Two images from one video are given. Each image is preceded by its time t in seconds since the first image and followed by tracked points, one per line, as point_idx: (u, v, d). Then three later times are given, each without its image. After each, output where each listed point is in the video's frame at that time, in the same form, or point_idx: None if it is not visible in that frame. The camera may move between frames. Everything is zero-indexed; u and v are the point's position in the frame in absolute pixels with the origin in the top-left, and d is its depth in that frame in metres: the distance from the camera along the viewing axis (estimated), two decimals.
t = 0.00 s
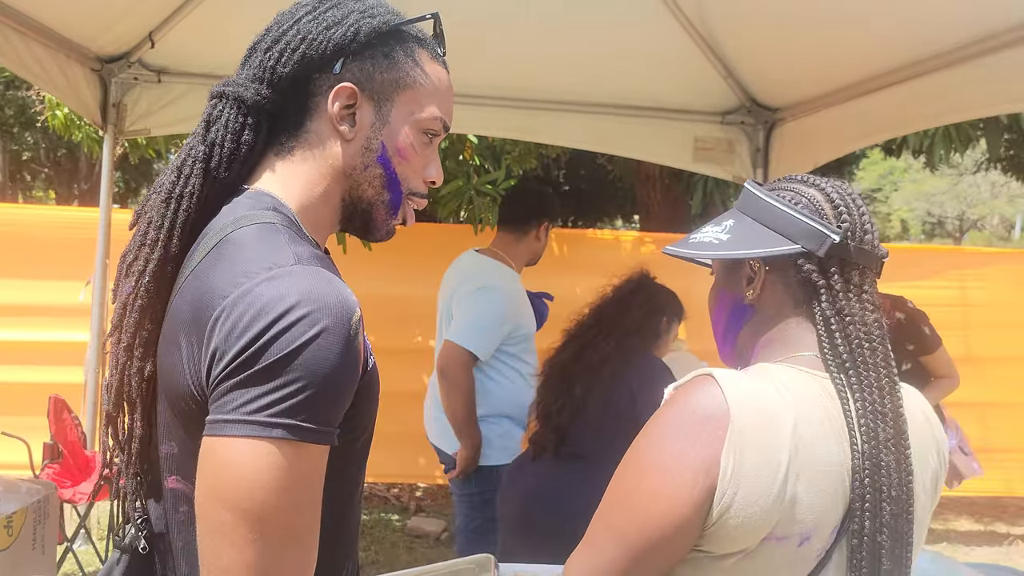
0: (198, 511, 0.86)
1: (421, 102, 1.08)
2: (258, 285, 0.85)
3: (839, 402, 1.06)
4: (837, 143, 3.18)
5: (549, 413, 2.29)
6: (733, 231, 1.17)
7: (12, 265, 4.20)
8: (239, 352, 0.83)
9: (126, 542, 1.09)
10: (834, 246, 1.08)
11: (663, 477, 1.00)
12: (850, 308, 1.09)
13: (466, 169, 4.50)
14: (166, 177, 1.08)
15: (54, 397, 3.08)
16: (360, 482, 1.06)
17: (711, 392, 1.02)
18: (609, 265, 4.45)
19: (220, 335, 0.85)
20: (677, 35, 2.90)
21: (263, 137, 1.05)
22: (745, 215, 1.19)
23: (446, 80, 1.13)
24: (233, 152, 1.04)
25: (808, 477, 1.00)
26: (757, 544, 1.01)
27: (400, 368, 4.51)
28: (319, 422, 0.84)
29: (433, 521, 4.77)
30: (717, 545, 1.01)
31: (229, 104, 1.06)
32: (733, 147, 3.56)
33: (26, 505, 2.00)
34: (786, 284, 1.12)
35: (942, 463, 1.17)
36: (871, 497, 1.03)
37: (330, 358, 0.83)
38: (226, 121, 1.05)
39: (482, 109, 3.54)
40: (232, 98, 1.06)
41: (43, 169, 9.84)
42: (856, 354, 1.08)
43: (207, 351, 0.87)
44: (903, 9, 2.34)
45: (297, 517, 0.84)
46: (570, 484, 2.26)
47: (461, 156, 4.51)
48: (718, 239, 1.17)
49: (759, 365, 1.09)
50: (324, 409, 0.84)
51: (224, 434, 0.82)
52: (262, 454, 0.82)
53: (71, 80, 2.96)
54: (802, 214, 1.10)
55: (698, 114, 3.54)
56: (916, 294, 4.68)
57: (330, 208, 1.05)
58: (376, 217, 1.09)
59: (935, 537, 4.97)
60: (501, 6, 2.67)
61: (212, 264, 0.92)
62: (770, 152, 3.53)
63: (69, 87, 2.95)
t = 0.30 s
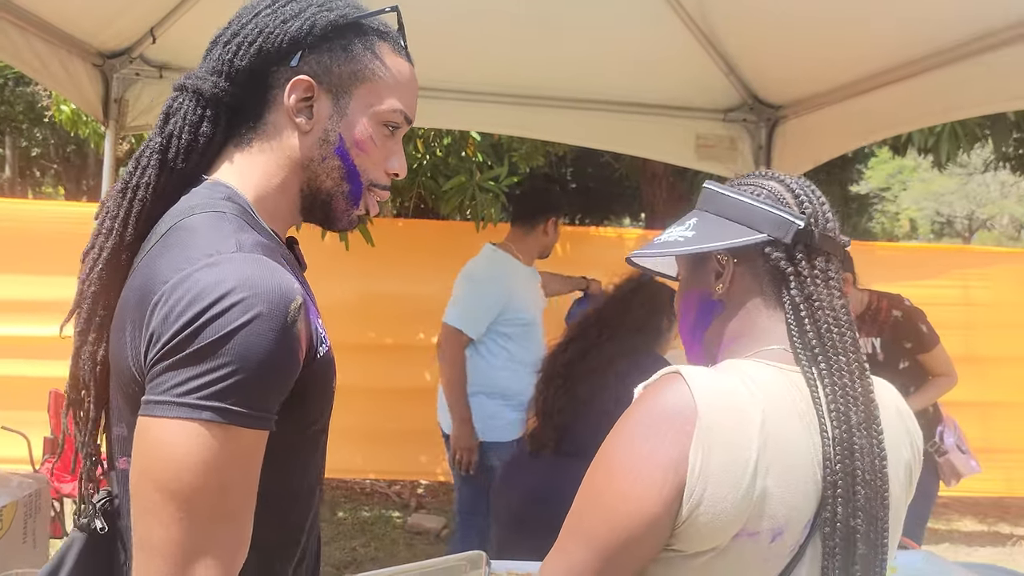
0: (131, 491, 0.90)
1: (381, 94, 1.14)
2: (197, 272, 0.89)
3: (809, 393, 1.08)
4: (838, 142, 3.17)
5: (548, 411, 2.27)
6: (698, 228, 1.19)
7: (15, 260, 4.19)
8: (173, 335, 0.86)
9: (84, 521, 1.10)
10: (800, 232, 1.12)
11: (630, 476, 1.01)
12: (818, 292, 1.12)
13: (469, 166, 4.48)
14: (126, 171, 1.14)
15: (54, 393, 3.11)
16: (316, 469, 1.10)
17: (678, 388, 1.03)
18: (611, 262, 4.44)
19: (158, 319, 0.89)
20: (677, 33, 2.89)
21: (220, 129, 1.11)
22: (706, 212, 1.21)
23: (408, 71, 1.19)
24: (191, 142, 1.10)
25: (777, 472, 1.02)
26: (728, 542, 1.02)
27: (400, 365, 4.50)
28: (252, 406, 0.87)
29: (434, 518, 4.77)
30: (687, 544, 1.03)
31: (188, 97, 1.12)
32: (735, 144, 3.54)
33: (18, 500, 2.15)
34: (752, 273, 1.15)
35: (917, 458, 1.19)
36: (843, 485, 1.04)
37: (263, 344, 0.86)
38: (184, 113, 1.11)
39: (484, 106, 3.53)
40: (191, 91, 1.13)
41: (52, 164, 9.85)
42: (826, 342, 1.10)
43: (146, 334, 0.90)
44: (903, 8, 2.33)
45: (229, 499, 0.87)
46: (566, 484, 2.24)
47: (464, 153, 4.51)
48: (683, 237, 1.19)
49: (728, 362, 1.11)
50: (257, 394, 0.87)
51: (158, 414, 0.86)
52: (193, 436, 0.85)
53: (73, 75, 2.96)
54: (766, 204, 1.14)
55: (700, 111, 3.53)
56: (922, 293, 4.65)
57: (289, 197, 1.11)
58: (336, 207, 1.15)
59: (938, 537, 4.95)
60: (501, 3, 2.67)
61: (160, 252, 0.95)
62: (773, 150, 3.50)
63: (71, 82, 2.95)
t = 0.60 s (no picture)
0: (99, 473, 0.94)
1: (373, 89, 1.21)
2: (171, 258, 0.94)
3: (802, 384, 1.10)
4: (853, 140, 3.14)
5: (560, 410, 2.26)
6: (681, 227, 1.22)
7: (31, 257, 4.21)
8: (144, 318, 0.91)
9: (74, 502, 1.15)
10: (782, 218, 1.15)
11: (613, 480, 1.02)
12: (806, 278, 1.14)
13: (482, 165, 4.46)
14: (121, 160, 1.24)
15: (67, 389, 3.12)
16: (299, 458, 1.15)
17: (672, 388, 1.03)
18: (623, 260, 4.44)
19: (132, 302, 0.94)
20: (691, 30, 2.88)
21: (211, 121, 1.19)
22: (688, 211, 1.24)
23: (401, 66, 1.25)
24: (183, 132, 1.19)
25: (773, 469, 1.02)
26: (725, 541, 1.03)
27: (412, 364, 4.49)
28: (221, 391, 0.92)
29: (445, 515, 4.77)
30: (684, 544, 1.02)
31: (181, 88, 1.21)
32: (749, 143, 3.50)
33: (26, 493, 2.30)
34: (740, 267, 1.17)
35: (912, 449, 1.20)
36: (841, 470, 1.05)
37: (231, 329, 0.91)
38: (177, 105, 1.19)
39: (498, 104, 3.52)
40: (184, 83, 1.21)
41: (72, 163, 9.93)
42: (816, 328, 1.13)
43: (120, 316, 0.96)
44: (916, 5, 2.32)
45: (191, 482, 0.91)
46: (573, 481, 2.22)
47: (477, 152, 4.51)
48: (667, 236, 1.22)
49: (723, 358, 1.12)
50: (225, 378, 0.92)
51: (128, 394, 0.91)
52: (161, 418, 0.89)
53: (87, 72, 2.97)
54: (747, 195, 1.17)
55: (714, 109, 3.51)
56: (938, 293, 4.61)
57: (279, 189, 1.18)
58: (326, 202, 1.23)
59: (953, 539, 4.91)
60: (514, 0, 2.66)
61: (141, 241, 1.00)
62: (787, 148, 3.48)
63: (87, 80, 2.96)
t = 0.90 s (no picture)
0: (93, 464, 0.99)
1: (377, 90, 1.24)
2: (167, 254, 0.99)
3: (802, 385, 1.09)
4: (870, 140, 3.11)
5: (571, 413, 2.27)
6: (677, 227, 1.22)
7: (50, 255, 4.24)
8: (140, 312, 0.96)
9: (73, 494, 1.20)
10: (778, 217, 1.14)
11: (602, 477, 1.04)
12: (804, 278, 1.14)
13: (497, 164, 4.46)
14: (126, 156, 1.30)
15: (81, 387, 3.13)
16: (293, 455, 1.18)
17: (669, 391, 1.03)
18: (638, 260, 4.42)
19: (128, 296, 0.99)
20: (706, 30, 2.86)
21: (218, 118, 1.24)
22: (686, 211, 1.24)
23: (406, 67, 1.28)
24: (187, 131, 1.24)
25: (772, 472, 1.01)
26: (724, 545, 1.02)
27: (426, 363, 4.49)
28: (211, 385, 0.96)
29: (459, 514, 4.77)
30: (683, 549, 1.03)
31: (186, 86, 1.26)
32: (765, 142, 3.48)
33: (39, 489, 2.32)
34: (738, 266, 1.16)
35: (915, 451, 1.18)
36: (842, 472, 1.05)
37: (222, 324, 0.96)
38: (182, 103, 1.24)
39: (512, 103, 3.52)
40: (189, 81, 1.26)
41: (93, 162, 10.00)
42: (815, 330, 1.12)
43: (118, 310, 1.01)
44: (936, 3, 2.28)
45: (182, 475, 0.96)
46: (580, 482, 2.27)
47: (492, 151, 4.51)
48: (665, 236, 1.22)
49: (722, 359, 1.12)
50: (217, 371, 0.97)
51: (123, 387, 0.96)
52: (153, 411, 0.94)
53: (105, 73, 2.98)
54: (744, 194, 1.17)
55: (729, 109, 3.48)
56: (958, 294, 4.56)
57: (281, 188, 1.22)
58: (329, 200, 1.26)
59: (972, 543, 4.86)
60: None
61: (140, 238, 1.06)
62: (803, 148, 3.45)
63: (105, 80, 2.97)
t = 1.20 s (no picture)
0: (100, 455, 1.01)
1: (382, 83, 1.26)
2: (172, 248, 1.00)
3: (812, 381, 1.08)
4: (887, 136, 3.09)
5: (582, 411, 2.29)
6: (689, 219, 1.22)
7: (67, 251, 4.27)
8: (145, 304, 0.97)
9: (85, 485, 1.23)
10: (790, 211, 1.14)
11: (610, 470, 1.04)
12: (816, 273, 1.13)
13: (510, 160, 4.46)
14: (134, 150, 1.32)
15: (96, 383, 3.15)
16: (299, 447, 1.19)
17: (679, 386, 1.03)
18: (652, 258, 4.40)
19: (134, 289, 1.00)
20: (719, 25, 2.85)
21: (224, 113, 1.26)
22: (698, 204, 1.23)
23: (410, 60, 1.30)
24: (194, 124, 1.26)
25: (781, 468, 1.01)
26: (732, 542, 1.02)
27: (440, 360, 4.50)
28: (215, 377, 0.97)
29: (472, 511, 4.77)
30: (690, 545, 1.02)
31: (194, 81, 1.28)
32: (780, 140, 3.45)
33: (53, 482, 2.35)
34: (749, 260, 1.16)
35: (926, 449, 1.17)
36: (851, 469, 1.04)
37: (226, 317, 0.97)
38: (190, 97, 1.26)
39: (525, 100, 3.51)
40: (197, 76, 1.28)
41: (111, 161, 10.07)
42: (826, 326, 1.11)
43: (124, 302, 1.02)
44: None
45: (187, 466, 0.97)
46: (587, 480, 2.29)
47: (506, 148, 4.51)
48: (675, 229, 1.22)
49: (731, 354, 1.12)
50: (221, 365, 0.97)
51: (129, 379, 0.97)
52: (157, 404, 0.96)
53: (120, 70, 2.97)
54: (755, 186, 1.16)
55: (744, 106, 3.46)
56: (976, 292, 4.52)
57: (288, 181, 1.24)
58: (335, 194, 1.28)
59: (989, 543, 4.82)
60: None
61: (147, 231, 1.07)
62: (819, 144, 3.41)
63: (122, 78, 2.98)
